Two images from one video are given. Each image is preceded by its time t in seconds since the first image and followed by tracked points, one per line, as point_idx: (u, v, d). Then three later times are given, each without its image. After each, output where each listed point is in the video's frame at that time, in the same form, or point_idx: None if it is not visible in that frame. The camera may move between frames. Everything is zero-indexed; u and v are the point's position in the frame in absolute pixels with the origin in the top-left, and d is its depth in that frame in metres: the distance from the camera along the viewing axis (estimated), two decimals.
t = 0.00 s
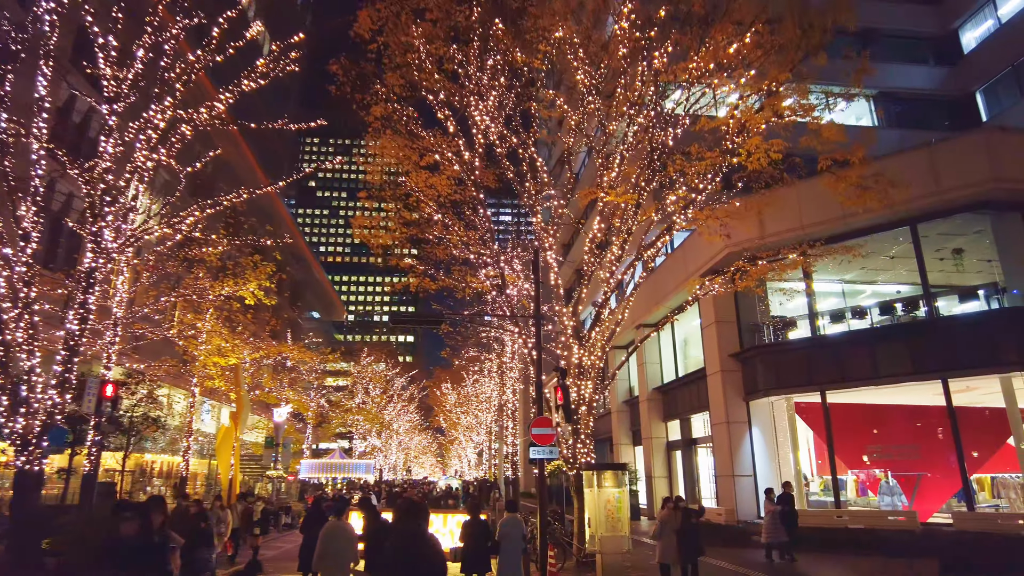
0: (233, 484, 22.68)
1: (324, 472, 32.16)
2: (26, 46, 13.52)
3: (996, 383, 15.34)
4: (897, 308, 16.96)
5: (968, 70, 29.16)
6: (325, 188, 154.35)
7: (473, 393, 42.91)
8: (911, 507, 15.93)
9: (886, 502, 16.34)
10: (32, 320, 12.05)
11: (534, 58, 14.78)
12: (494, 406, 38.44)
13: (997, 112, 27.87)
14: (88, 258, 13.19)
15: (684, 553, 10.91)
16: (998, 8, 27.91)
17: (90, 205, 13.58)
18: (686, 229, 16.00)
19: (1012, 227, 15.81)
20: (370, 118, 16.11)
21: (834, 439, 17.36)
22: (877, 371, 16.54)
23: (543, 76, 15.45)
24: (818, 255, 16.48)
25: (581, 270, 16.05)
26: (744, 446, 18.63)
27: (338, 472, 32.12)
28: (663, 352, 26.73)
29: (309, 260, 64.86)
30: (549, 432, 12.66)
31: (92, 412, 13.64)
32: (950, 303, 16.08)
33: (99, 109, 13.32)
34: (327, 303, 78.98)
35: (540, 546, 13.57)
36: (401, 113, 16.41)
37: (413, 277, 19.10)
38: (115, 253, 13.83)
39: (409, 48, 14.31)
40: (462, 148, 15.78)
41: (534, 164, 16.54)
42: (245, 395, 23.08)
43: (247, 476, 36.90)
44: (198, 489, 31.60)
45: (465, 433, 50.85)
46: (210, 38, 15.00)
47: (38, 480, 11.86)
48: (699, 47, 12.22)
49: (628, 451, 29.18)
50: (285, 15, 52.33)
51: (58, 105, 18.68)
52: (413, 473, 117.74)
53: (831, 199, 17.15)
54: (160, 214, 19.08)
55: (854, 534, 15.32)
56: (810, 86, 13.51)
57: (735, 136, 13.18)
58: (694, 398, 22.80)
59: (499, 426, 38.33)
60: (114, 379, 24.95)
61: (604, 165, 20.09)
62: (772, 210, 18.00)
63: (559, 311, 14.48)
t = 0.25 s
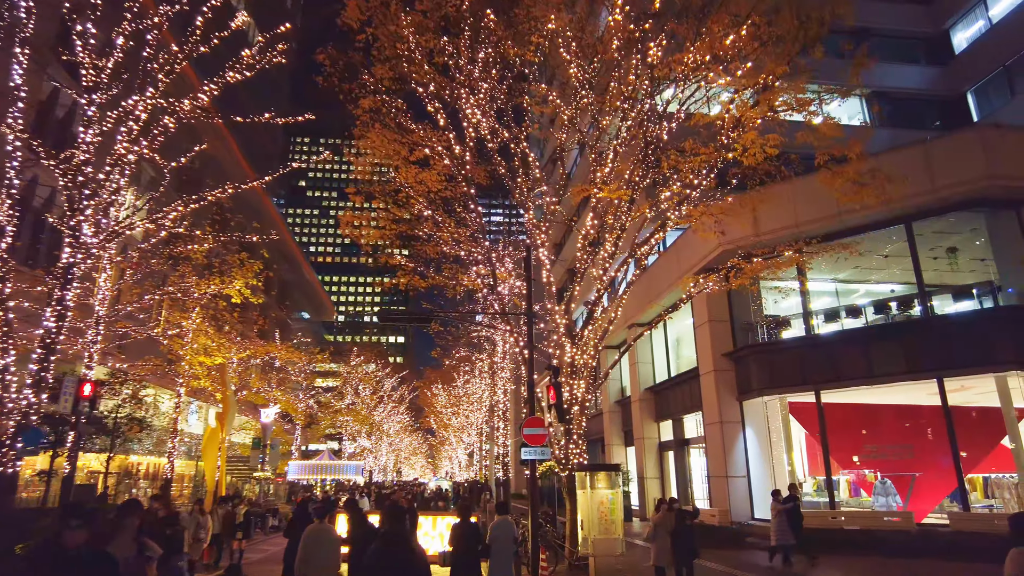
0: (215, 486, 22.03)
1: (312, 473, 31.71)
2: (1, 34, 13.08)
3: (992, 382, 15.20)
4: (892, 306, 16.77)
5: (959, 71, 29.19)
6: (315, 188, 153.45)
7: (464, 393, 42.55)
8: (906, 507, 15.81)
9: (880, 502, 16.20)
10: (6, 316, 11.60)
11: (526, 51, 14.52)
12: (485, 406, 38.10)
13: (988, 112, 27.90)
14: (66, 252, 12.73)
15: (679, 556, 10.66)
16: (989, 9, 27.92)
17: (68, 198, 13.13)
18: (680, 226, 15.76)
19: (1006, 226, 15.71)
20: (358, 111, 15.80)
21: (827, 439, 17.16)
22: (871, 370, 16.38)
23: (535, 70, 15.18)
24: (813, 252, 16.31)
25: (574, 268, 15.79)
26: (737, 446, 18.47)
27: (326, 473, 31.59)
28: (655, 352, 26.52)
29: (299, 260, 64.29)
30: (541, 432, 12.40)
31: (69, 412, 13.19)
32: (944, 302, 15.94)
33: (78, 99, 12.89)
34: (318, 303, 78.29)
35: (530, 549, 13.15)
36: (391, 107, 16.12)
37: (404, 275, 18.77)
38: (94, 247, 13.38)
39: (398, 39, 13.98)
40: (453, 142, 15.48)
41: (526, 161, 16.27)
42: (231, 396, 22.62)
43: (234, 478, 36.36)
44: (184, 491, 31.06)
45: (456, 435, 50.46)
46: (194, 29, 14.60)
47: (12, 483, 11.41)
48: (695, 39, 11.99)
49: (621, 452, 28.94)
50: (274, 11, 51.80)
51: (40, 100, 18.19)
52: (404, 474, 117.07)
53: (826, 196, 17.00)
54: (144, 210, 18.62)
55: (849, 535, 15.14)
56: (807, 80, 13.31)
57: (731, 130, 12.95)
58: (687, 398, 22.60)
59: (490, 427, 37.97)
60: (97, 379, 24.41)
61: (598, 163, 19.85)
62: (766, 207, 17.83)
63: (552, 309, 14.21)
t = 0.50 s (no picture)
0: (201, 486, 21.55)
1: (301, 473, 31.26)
2: None
3: (988, 381, 15.13)
4: (888, 305, 16.67)
5: (951, 70, 29.20)
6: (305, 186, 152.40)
7: (454, 392, 42.19)
8: (901, 507, 15.69)
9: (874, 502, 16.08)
10: None
11: (521, 41, 14.20)
12: (476, 406, 37.79)
13: (980, 112, 27.92)
14: (44, 244, 12.23)
15: (676, 557, 10.42)
16: (981, 9, 27.89)
17: (47, 188, 12.64)
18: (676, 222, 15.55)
19: (1002, 223, 15.66)
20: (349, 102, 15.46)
21: (822, 439, 17.02)
22: (867, 368, 16.24)
23: (530, 62, 14.88)
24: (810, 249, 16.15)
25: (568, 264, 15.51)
26: (731, 445, 18.35)
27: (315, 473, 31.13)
28: (648, 351, 26.33)
29: (289, 257, 63.68)
30: (535, 430, 12.16)
31: (47, 411, 12.72)
32: (940, 300, 15.87)
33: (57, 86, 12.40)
34: (308, 301, 77.59)
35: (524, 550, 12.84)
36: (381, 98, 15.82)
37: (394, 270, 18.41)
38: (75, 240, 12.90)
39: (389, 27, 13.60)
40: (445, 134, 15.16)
41: (519, 155, 15.98)
42: (218, 394, 22.19)
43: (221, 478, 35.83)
44: (170, 492, 30.53)
45: (446, 434, 50.11)
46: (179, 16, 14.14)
47: None
48: (695, 29, 11.72)
49: (613, 451, 28.74)
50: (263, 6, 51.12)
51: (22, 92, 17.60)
52: (394, 474, 116.48)
53: (823, 193, 16.82)
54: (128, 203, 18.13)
55: (846, 535, 14.98)
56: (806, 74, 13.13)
57: (730, 124, 12.74)
58: (680, 397, 22.41)
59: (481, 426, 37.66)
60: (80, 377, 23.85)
61: (591, 158, 19.59)
62: (762, 204, 17.64)
63: (546, 305, 13.94)
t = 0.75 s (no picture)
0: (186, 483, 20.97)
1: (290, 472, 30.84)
2: None
3: (985, 380, 15.03)
4: (885, 303, 16.57)
5: (946, 71, 29.19)
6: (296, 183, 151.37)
7: (446, 391, 41.86)
8: (898, 507, 15.63)
9: (871, 502, 15.97)
10: None
11: (518, 32, 13.93)
12: (468, 404, 37.49)
13: (973, 114, 27.92)
14: (25, 234, 11.79)
15: (674, 557, 10.19)
16: (975, 10, 27.80)
17: (28, 176, 12.19)
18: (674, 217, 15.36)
19: (999, 222, 15.62)
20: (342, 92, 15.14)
21: (818, 438, 16.87)
22: (865, 367, 16.11)
23: (527, 53, 14.61)
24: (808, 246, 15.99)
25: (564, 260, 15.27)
26: (726, 445, 18.18)
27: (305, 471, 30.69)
28: (642, 349, 26.15)
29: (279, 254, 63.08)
30: (531, 427, 11.91)
31: (27, 406, 12.28)
32: (938, 299, 15.77)
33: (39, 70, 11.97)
34: (298, 299, 76.94)
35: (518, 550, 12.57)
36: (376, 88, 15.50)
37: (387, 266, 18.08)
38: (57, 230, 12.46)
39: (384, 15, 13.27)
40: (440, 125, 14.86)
41: (515, 148, 15.73)
42: (205, 391, 21.77)
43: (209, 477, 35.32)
44: (156, 490, 30.01)
45: (437, 433, 49.79)
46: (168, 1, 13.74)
47: None
48: (697, 20, 11.50)
49: (605, 451, 28.55)
50: None
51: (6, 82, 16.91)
52: (384, 473, 115.87)
53: (821, 190, 16.67)
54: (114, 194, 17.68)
55: (843, 535, 14.84)
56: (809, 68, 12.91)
57: (730, 117, 12.55)
58: (674, 395, 22.25)
59: (472, 425, 37.36)
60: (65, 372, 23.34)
61: (588, 154, 19.37)
62: (761, 200, 17.46)
63: (542, 301, 13.68)
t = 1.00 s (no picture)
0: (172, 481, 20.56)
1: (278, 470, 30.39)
2: None
3: (983, 379, 14.92)
4: (882, 302, 16.46)
5: (940, 72, 29.17)
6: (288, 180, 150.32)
7: (437, 390, 41.51)
8: (893, 508, 15.76)
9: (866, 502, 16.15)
10: None
11: (515, 22, 13.62)
12: (459, 403, 37.17)
13: (967, 114, 27.91)
14: (2, 223, 11.33)
15: (673, 560, 9.93)
16: (970, 11, 27.76)
17: (6, 164, 11.74)
18: (672, 213, 15.13)
19: (998, 222, 15.52)
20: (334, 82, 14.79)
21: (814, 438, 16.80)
22: (862, 367, 15.96)
23: (524, 45, 14.32)
24: (806, 244, 15.84)
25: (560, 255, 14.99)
26: (721, 444, 17.98)
27: (294, 470, 30.32)
28: (636, 348, 25.95)
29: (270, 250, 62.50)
30: (527, 426, 11.66)
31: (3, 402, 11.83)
32: (936, 298, 15.68)
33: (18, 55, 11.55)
34: (289, 296, 76.28)
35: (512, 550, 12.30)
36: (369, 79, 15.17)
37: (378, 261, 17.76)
38: (36, 221, 12.02)
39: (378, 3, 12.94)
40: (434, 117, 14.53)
41: (510, 142, 15.45)
42: (193, 387, 21.35)
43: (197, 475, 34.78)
44: (142, 489, 29.48)
45: (428, 432, 49.41)
46: None
47: None
48: (699, 10, 11.26)
49: (598, 450, 28.34)
50: None
51: None
52: (374, 472, 115.29)
53: (820, 188, 16.55)
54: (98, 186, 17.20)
55: (840, 536, 14.68)
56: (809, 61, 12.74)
57: (731, 110, 12.36)
58: (668, 394, 22.06)
59: (463, 424, 37.04)
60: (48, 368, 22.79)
61: (583, 150, 19.11)
62: (758, 197, 17.29)
63: (538, 297, 13.42)
